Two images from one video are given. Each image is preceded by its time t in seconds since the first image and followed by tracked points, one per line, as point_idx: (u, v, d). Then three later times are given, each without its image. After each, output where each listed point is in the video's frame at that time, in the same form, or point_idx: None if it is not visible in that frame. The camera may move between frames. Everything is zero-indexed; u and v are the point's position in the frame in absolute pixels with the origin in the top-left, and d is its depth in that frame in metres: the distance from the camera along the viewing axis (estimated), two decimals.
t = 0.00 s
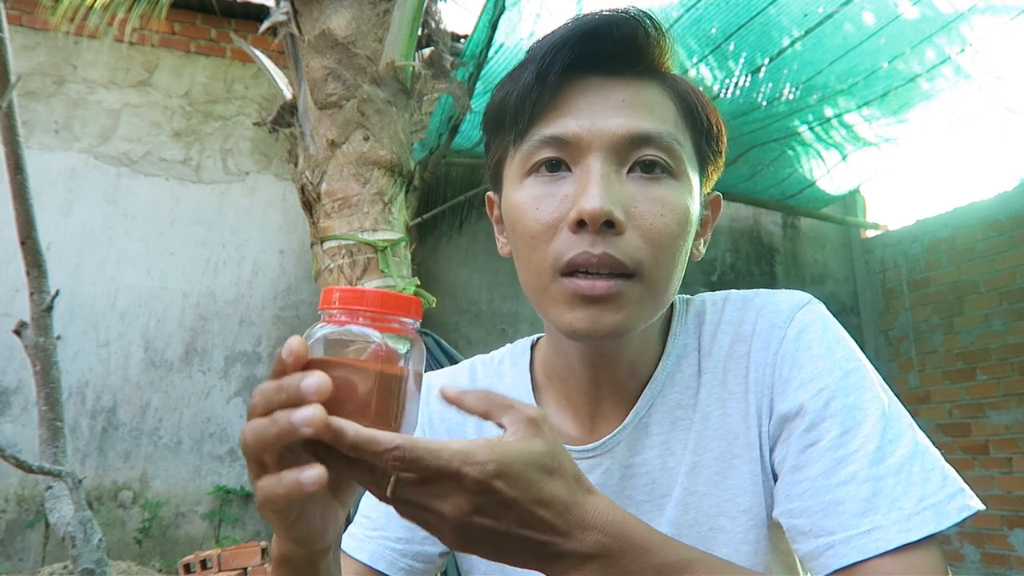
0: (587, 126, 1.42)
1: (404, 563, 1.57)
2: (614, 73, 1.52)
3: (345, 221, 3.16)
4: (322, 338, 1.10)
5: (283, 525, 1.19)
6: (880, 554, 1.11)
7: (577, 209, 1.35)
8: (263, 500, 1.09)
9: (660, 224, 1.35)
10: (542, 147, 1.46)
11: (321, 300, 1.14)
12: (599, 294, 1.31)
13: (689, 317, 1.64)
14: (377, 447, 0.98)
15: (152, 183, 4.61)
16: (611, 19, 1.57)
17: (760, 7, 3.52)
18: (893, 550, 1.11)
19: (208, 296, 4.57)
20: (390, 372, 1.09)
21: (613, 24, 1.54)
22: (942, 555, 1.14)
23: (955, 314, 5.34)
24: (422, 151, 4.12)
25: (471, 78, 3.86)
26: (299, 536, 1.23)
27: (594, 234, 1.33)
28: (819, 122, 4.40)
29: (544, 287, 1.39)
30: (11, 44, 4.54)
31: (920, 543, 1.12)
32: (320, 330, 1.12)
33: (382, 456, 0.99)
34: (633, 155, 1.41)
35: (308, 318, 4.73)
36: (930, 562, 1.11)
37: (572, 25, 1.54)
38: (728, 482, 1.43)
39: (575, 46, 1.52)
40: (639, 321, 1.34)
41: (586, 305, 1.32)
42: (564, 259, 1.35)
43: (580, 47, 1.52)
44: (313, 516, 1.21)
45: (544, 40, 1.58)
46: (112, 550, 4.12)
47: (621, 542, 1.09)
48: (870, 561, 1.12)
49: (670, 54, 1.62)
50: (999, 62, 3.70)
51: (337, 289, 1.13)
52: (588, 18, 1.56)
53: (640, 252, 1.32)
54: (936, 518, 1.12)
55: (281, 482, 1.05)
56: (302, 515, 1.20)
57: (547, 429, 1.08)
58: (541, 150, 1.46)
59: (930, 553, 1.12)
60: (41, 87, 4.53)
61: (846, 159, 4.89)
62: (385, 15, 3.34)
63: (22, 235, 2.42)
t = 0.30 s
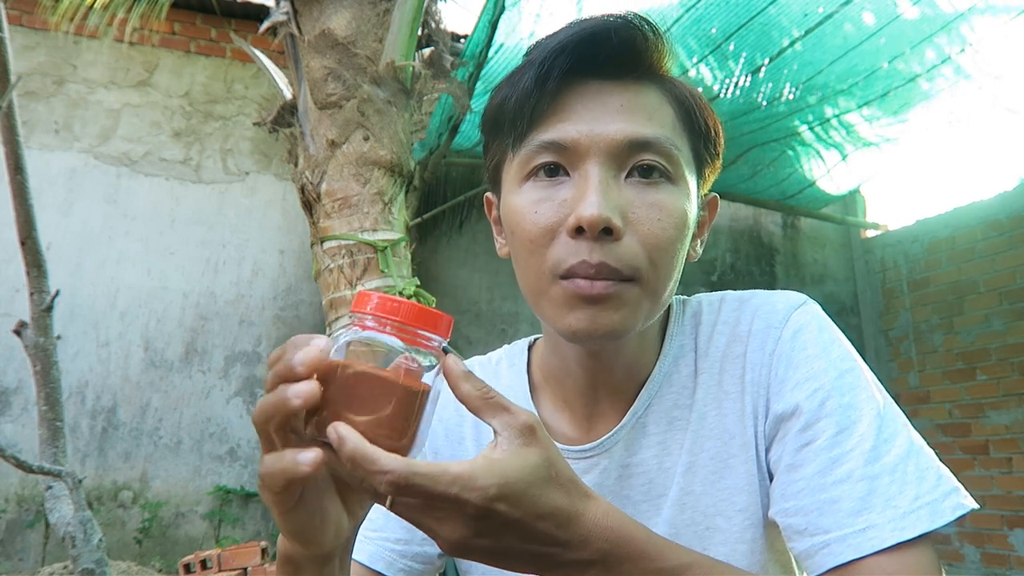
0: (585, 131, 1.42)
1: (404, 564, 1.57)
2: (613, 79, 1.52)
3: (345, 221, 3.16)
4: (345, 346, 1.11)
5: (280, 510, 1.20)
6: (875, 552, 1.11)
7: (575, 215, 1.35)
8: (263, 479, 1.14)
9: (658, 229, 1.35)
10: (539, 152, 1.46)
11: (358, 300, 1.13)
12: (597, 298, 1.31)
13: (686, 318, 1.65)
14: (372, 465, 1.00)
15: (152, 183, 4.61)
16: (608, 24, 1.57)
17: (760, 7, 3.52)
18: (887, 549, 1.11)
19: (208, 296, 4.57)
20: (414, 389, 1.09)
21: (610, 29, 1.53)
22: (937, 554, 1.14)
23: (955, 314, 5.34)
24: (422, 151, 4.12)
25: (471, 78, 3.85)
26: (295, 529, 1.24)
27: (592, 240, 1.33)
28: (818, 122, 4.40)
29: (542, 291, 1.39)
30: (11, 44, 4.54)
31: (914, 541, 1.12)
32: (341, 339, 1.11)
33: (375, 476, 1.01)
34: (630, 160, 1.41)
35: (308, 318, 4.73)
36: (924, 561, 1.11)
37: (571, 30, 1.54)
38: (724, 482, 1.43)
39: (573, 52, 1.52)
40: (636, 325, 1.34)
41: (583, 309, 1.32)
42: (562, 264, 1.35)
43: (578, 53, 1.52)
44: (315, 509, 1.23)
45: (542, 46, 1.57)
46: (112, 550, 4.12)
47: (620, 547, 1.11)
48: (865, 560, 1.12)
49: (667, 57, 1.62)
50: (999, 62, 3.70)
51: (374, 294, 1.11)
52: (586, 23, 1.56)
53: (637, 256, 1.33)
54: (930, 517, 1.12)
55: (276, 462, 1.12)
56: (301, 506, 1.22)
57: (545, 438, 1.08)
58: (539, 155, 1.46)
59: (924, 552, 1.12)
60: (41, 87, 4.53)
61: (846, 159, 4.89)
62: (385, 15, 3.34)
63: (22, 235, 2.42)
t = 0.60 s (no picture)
0: (581, 132, 1.42)
1: (403, 564, 1.57)
2: (609, 80, 1.51)
3: (345, 221, 3.16)
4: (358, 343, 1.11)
5: (280, 517, 1.22)
6: (874, 552, 1.11)
7: (570, 216, 1.35)
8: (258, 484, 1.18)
9: (654, 229, 1.35)
10: (535, 153, 1.46)
11: (362, 298, 1.14)
12: (594, 299, 1.31)
13: (685, 317, 1.65)
14: (395, 470, 0.96)
15: (152, 183, 4.61)
16: (603, 24, 1.56)
17: (760, 7, 3.52)
18: (886, 549, 1.11)
19: (208, 296, 4.57)
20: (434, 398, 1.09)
21: (603, 31, 1.53)
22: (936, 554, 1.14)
23: (955, 314, 5.34)
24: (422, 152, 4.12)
25: (471, 78, 3.85)
26: (293, 536, 1.26)
27: (588, 241, 1.33)
28: (818, 122, 4.40)
29: (539, 292, 1.39)
30: (11, 44, 4.54)
31: (913, 541, 1.12)
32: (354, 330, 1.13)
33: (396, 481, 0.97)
34: (626, 160, 1.41)
35: (308, 318, 4.73)
36: (923, 561, 1.11)
37: (565, 32, 1.54)
38: (723, 482, 1.43)
39: (568, 54, 1.51)
40: (633, 325, 1.35)
41: (581, 310, 1.32)
42: (558, 265, 1.35)
43: (573, 55, 1.51)
44: (314, 520, 1.25)
45: (537, 48, 1.57)
46: (112, 550, 4.12)
47: (618, 541, 1.12)
48: (865, 560, 1.12)
49: (664, 57, 1.62)
50: (999, 62, 3.70)
51: (379, 291, 1.13)
52: (581, 24, 1.56)
53: (632, 256, 1.33)
54: (929, 517, 1.12)
55: (271, 474, 1.16)
56: (301, 514, 1.23)
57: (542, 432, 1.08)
58: (535, 156, 1.46)
59: (924, 551, 1.12)
60: (41, 87, 4.53)
61: (846, 159, 4.89)
62: (385, 15, 3.34)
63: (22, 235, 2.42)
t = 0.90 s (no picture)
0: (579, 130, 1.42)
1: (403, 564, 1.57)
2: (607, 77, 1.51)
3: (345, 221, 3.16)
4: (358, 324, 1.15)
5: (290, 500, 1.21)
6: (876, 554, 1.11)
7: (570, 214, 1.35)
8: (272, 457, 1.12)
9: (654, 227, 1.35)
10: (534, 151, 1.46)
11: (356, 285, 1.18)
12: (593, 297, 1.31)
13: (686, 317, 1.65)
14: (378, 485, 0.98)
15: (152, 183, 4.61)
16: (601, 21, 1.56)
17: (760, 7, 3.51)
18: (889, 550, 1.11)
19: (208, 296, 4.57)
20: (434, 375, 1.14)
21: (602, 28, 1.53)
22: (938, 554, 1.13)
23: (955, 314, 5.34)
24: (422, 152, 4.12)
25: (471, 78, 3.86)
26: (302, 521, 1.25)
27: (587, 238, 1.33)
28: (818, 122, 4.40)
29: (539, 290, 1.39)
30: (11, 44, 4.54)
31: (916, 542, 1.12)
32: (349, 316, 1.17)
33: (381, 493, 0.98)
34: (626, 158, 1.41)
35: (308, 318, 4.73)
36: (925, 561, 1.11)
37: (563, 29, 1.54)
38: (724, 482, 1.43)
39: (565, 51, 1.51)
40: (633, 323, 1.35)
41: (580, 308, 1.32)
42: (558, 263, 1.35)
43: (570, 52, 1.52)
44: (322, 502, 1.25)
45: (535, 44, 1.57)
46: (112, 550, 4.12)
47: (620, 545, 1.12)
48: (867, 561, 1.12)
49: (662, 55, 1.62)
50: (999, 62, 3.70)
51: (369, 279, 1.17)
52: (579, 21, 1.56)
53: (632, 255, 1.33)
54: (932, 518, 1.12)
55: (289, 440, 1.09)
56: (307, 493, 1.22)
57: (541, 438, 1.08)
58: (534, 154, 1.46)
59: (925, 552, 1.12)
60: (41, 87, 4.53)
61: (846, 159, 4.89)
62: (386, 15, 3.34)
63: (22, 235, 2.42)
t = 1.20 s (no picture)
0: (578, 127, 1.42)
1: (404, 564, 1.57)
2: (605, 74, 1.51)
3: (345, 221, 3.16)
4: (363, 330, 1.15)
5: (285, 509, 1.22)
6: (879, 553, 1.11)
7: (570, 212, 1.35)
8: (273, 476, 1.13)
9: (654, 224, 1.35)
10: (533, 149, 1.46)
11: (360, 290, 1.18)
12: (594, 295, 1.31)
13: (688, 316, 1.64)
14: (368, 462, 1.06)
15: (152, 183, 4.61)
16: (598, 19, 1.56)
17: (760, 7, 3.51)
18: (891, 549, 1.11)
19: (208, 296, 4.57)
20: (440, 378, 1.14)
21: (599, 25, 1.53)
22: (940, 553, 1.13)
23: (955, 314, 5.34)
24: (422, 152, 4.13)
25: (471, 78, 3.86)
26: (298, 528, 1.26)
27: (588, 235, 1.33)
28: (819, 122, 4.40)
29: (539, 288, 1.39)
30: (11, 44, 4.54)
31: (918, 542, 1.12)
32: (354, 322, 1.16)
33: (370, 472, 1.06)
34: (625, 155, 1.41)
35: (308, 318, 4.73)
36: (927, 561, 1.11)
37: (560, 26, 1.54)
38: (726, 482, 1.43)
39: (563, 50, 1.52)
40: (634, 321, 1.35)
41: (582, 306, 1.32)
42: (558, 261, 1.35)
43: (568, 51, 1.52)
44: (318, 511, 1.26)
45: (532, 43, 1.58)
46: (112, 550, 4.12)
47: (623, 547, 1.11)
48: (869, 561, 1.12)
49: (659, 53, 1.62)
50: (1000, 62, 3.70)
51: (374, 284, 1.17)
52: (576, 18, 1.56)
53: (634, 253, 1.33)
54: (934, 517, 1.12)
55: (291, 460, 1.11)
56: (302, 503, 1.23)
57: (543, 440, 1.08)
58: (533, 152, 1.46)
59: (928, 551, 1.12)
60: (41, 87, 4.53)
61: (846, 159, 4.89)
62: (386, 15, 3.34)
63: (22, 235, 2.42)
